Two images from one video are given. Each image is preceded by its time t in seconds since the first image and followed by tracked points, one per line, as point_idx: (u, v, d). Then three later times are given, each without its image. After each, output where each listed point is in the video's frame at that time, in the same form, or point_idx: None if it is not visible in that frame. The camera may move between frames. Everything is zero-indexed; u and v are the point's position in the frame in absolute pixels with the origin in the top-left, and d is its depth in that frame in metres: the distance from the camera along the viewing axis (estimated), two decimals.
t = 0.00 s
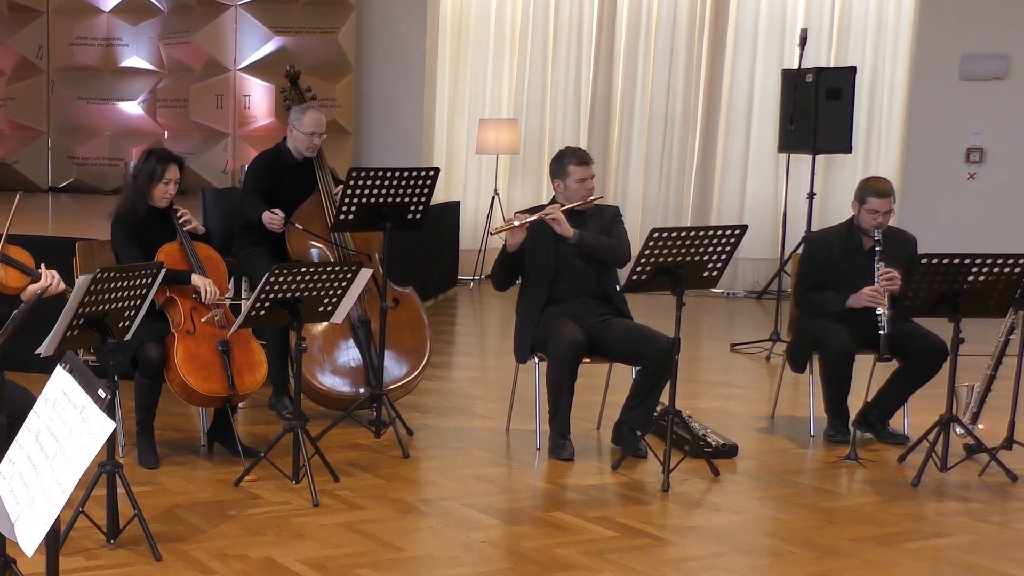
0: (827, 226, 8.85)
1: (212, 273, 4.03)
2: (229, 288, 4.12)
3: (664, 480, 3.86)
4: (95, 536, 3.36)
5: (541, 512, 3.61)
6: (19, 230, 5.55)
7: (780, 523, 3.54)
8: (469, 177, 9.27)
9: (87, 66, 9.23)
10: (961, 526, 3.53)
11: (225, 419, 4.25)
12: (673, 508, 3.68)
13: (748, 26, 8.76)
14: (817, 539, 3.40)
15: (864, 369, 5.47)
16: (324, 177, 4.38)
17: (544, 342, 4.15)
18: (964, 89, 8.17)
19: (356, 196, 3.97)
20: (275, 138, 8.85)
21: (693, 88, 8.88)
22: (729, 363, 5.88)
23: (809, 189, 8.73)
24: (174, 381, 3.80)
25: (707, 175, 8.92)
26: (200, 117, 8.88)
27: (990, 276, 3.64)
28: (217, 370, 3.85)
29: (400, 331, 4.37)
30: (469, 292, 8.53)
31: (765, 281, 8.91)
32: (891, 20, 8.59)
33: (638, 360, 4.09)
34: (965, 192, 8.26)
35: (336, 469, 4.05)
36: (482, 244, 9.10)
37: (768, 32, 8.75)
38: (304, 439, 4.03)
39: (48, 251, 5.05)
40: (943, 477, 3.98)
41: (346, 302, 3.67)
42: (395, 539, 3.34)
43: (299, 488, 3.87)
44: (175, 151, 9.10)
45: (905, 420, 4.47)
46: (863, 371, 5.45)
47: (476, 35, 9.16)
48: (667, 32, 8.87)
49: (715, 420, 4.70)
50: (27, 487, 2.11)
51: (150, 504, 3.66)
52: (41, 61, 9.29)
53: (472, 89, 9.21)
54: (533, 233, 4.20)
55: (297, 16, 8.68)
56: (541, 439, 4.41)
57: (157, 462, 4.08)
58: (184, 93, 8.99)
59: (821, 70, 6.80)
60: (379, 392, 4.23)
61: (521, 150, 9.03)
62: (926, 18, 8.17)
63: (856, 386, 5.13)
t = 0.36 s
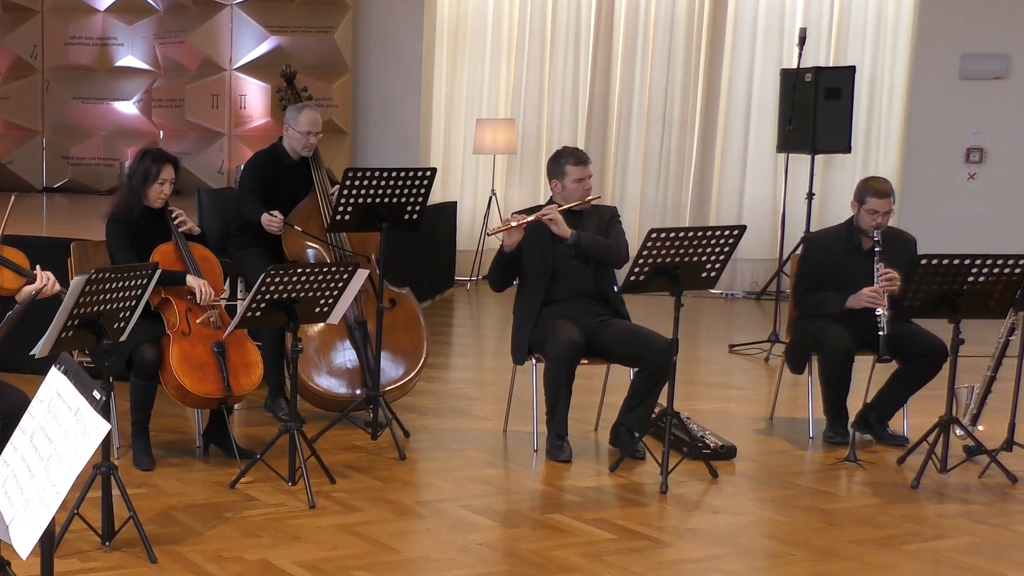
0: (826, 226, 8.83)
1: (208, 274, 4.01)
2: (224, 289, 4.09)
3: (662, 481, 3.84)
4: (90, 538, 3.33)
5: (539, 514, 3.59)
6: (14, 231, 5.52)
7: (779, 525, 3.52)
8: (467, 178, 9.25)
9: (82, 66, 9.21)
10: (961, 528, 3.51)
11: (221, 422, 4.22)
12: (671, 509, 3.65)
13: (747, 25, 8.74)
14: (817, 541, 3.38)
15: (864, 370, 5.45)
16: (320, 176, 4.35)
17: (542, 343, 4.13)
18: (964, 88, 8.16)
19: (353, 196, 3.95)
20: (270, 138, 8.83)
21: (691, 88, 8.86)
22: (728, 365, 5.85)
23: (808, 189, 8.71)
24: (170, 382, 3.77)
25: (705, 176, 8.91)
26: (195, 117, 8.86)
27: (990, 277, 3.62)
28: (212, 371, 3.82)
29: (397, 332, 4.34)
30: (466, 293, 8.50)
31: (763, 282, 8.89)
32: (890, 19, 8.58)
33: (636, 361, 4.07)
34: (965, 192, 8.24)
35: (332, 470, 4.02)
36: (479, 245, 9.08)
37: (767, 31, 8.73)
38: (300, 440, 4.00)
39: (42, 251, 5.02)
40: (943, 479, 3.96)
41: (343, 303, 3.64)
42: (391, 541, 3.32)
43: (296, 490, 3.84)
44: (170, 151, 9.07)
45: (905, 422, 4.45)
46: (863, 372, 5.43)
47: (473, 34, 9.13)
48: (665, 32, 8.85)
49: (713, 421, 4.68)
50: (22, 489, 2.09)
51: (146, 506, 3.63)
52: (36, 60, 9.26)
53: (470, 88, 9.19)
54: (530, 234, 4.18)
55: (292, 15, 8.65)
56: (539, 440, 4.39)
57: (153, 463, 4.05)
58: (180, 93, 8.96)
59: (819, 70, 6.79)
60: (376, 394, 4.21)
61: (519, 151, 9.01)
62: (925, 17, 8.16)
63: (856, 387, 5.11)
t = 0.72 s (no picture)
0: (824, 227, 8.82)
1: (203, 275, 3.98)
2: (219, 291, 4.07)
3: (660, 483, 3.82)
4: (85, 540, 3.30)
5: (536, 516, 3.56)
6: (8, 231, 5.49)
7: (778, 527, 3.50)
8: (464, 178, 9.23)
9: (77, 66, 9.18)
10: (961, 530, 3.49)
11: (217, 423, 4.20)
12: (669, 511, 3.63)
13: (746, 25, 8.72)
14: (815, 543, 3.36)
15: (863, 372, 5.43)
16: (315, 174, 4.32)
17: (539, 344, 4.11)
18: (963, 87, 8.14)
19: (349, 196, 3.93)
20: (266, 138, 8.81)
21: (689, 87, 8.84)
22: (727, 366, 5.83)
23: (806, 190, 8.69)
24: (164, 384, 3.75)
25: (703, 176, 8.89)
26: (190, 117, 8.83)
27: (989, 278, 3.61)
28: (208, 373, 3.79)
29: (393, 333, 4.31)
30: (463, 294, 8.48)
31: (762, 283, 8.88)
32: (890, 19, 8.56)
33: (634, 362, 4.05)
34: (965, 192, 8.23)
35: (328, 472, 4.00)
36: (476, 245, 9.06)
37: (765, 30, 8.71)
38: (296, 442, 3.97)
39: (36, 251, 4.99)
40: (943, 480, 3.94)
41: (339, 303, 3.61)
42: (388, 543, 3.29)
43: (291, 492, 3.81)
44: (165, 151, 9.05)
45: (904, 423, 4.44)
46: (862, 373, 5.41)
47: (471, 34, 9.11)
48: (663, 31, 8.83)
49: (711, 422, 4.66)
50: (17, 491, 2.06)
51: (141, 508, 3.60)
52: (30, 59, 9.21)
53: (468, 88, 9.17)
54: (527, 234, 4.15)
55: (288, 14, 8.63)
56: (536, 442, 4.37)
57: (148, 465, 4.02)
58: (175, 93, 8.93)
59: (818, 69, 6.78)
60: (372, 395, 4.18)
61: (516, 151, 8.99)
62: (924, 16, 8.14)
63: (855, 389, 5.09)
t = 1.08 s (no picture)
0: (823, 228, 8.81)
1: (198, 275, 3.95)
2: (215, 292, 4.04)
3: (658, 485, 3.80)
4: (80, 542, 3.27)
5: (534, 519, 3.54)
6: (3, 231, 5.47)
7: (776, 529, 3.48)
8: (461, 178, 9.21)
9: (72, 65, 9.14)
10: (960, 533, 3.47)
11: (212, 424, 4.17)
12: (667, 513, 3.61)
13: (744, 25, 8.71)
14: (814, 546, 3.34)
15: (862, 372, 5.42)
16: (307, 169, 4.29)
17: (536, 345, 4.08)
18: (963, 87, 8.13)
19: (345, 196, 3.90)
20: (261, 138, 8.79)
21: (688, 87, 8.83)
22: (725, 367, 5.82)
23: (805, 190, 8.68)
24: (159, 385, 3.72)
25: (701, 176, 8.87)
26: (186, 117, 8.81)
27: (989, 279, 3.59)
28: (203, 374, 3.76)
29: (389, 334, 4.29)
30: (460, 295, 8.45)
31: (760, 284, 8.86)
32: (889, 19, 8.55)
33: (632, 363, 4.03)
34: (965, 192, 8.22)
35: (324, 474, 3.97)
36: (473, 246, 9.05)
37: (764, 30, 8.70)
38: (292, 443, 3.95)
39: (30, 251, 4.96)
40: (942, 482, 3.92)
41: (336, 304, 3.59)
42: (384, 545, 3.27)
43: (287, 494, 3.79)
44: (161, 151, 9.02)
45: (903, 425, 4.42)
46: (861, 375, 5.39)
47: (469, 34, 9.10)
48: (661, 31, 8.80)
49: (710, 424, 4.65)
50: (11, 493, 2.04)
51: (136, 510, 3.58)
52: (25, 59, 9.17)
53: (466, 88, 9.15)
54: (524, 235, 4.13)
55: (284, 14, 8.60)
56: (534, 444, 4.34)
57: (143, 466, 4.00)
58: (171, 92, 8.91)
59: (817, 69, 6.76)
60: (369, 396, 4.16)
61: (513, 151, 8.97)
62: (924, 17, 8.13)
63: (853, 390, 5.08)
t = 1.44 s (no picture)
0: (821, 228, 8.80)
1: (193, 276, 3.93)
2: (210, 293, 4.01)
3: (656, 487, 3.78)
4: (75, 544, 3.25)
5: (531, 521, 3.52)
6: None
7: (774, 532, 3.46)
8: (457, 178, 9.18)
9: (66, 64, 9.11)
10: (960, 535, 3.45)
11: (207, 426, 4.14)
12: (665, 515, 3.59)
13: (742, 25, 8.70)
14: (813, 548, 3.32)
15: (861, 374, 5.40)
16: (304, 171, 4.24)
17: (534, 346, 4.06)
18: (962, 87, 8.11)
19: (342, 196, 3.88)
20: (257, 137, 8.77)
21: (686, 86, 8.81)
22: (723, 368, 5.80)
23: (804, 191, 8.67)
24: (155, 386, 3.69)
25: (699, 176, 8.85)
26: (182, 117, 8.78)
27: (989, 280, 3.57)
28: (200, 375, 3.74)
29: (386, 335, 4.27)
30: (457, 296, 8.43)
31: (759, 285, 8.86)
32: (888, 19, 8.54)
33: (630, 364, 4.01)
34: (965, 192, 8.20)
35: (321, 476, 3.95)
36: (471, 246, 9.03)
37: (762, 30, 8.68)
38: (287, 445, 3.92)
39: (24, 252, 4.93)
40: (942, 484, 3.91)
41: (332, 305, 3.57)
42: (381, 548, 3.25)
43: (283, 496, 3.76)
44: (156, 151, 9.00)
45: (903, 426, 4.40)
46: (860, 376, 5.38)
47: (467, 34, 9.08)
48: (659, 31, 8.79)
49: (708, 425, 4.63)
50: (5, 496, 2.02)
51: (131, 512, 3.55)
52: (20, 59, 9.09)
53: (463, 88, 9.13)
54: (521, 236, 4.11)
55: (281, 13, 8.57)
56: (531, 445, 4.32)
57: (138, 468, 3.97)
58: (166, 92, 8.88)
59: (816, 69, 6.74)
60: (365, 398, 4.13)
61: (510, 151, 8.95)
62: (923, 17, 8.12)
63: (852, 391, 5.06)
